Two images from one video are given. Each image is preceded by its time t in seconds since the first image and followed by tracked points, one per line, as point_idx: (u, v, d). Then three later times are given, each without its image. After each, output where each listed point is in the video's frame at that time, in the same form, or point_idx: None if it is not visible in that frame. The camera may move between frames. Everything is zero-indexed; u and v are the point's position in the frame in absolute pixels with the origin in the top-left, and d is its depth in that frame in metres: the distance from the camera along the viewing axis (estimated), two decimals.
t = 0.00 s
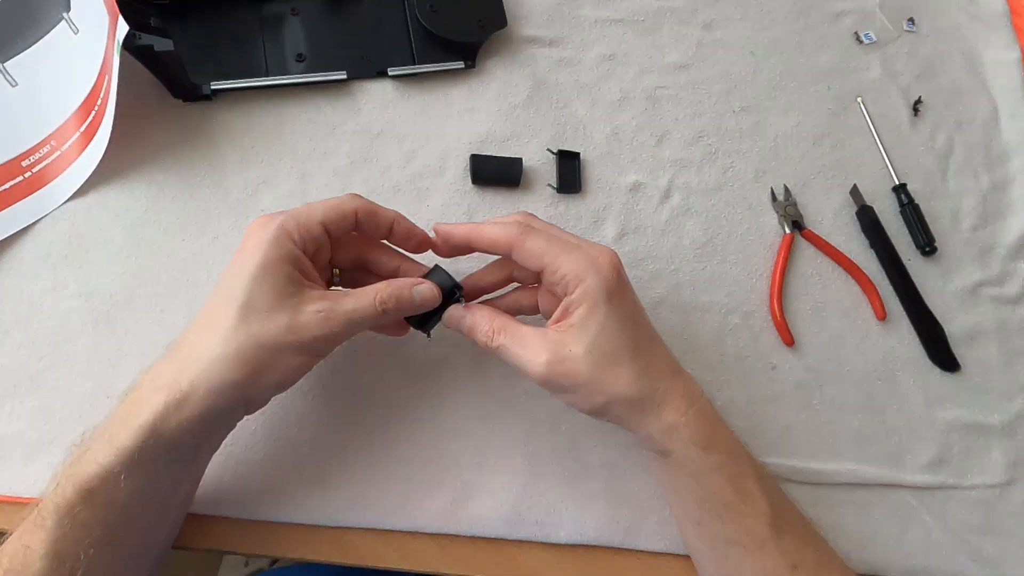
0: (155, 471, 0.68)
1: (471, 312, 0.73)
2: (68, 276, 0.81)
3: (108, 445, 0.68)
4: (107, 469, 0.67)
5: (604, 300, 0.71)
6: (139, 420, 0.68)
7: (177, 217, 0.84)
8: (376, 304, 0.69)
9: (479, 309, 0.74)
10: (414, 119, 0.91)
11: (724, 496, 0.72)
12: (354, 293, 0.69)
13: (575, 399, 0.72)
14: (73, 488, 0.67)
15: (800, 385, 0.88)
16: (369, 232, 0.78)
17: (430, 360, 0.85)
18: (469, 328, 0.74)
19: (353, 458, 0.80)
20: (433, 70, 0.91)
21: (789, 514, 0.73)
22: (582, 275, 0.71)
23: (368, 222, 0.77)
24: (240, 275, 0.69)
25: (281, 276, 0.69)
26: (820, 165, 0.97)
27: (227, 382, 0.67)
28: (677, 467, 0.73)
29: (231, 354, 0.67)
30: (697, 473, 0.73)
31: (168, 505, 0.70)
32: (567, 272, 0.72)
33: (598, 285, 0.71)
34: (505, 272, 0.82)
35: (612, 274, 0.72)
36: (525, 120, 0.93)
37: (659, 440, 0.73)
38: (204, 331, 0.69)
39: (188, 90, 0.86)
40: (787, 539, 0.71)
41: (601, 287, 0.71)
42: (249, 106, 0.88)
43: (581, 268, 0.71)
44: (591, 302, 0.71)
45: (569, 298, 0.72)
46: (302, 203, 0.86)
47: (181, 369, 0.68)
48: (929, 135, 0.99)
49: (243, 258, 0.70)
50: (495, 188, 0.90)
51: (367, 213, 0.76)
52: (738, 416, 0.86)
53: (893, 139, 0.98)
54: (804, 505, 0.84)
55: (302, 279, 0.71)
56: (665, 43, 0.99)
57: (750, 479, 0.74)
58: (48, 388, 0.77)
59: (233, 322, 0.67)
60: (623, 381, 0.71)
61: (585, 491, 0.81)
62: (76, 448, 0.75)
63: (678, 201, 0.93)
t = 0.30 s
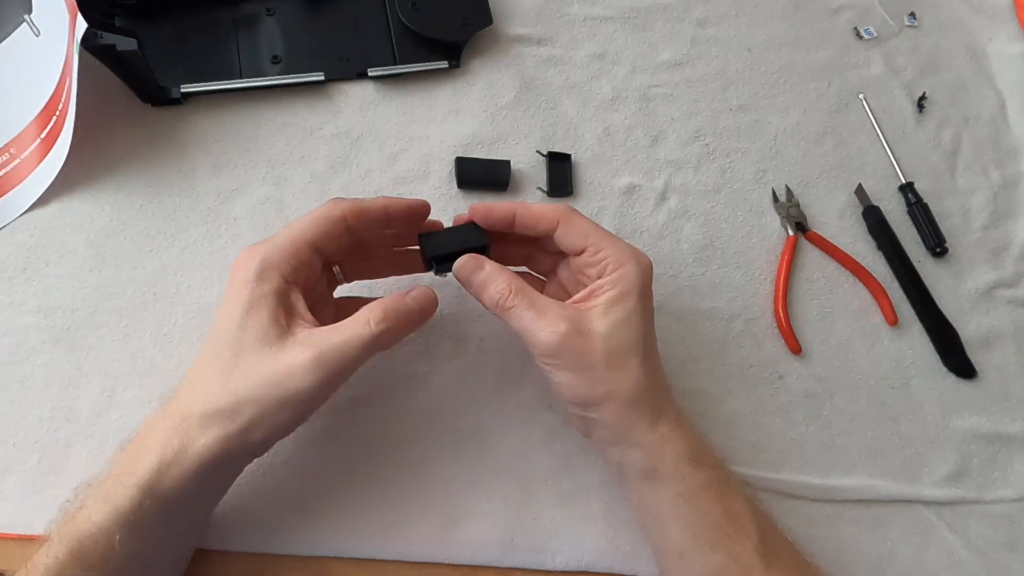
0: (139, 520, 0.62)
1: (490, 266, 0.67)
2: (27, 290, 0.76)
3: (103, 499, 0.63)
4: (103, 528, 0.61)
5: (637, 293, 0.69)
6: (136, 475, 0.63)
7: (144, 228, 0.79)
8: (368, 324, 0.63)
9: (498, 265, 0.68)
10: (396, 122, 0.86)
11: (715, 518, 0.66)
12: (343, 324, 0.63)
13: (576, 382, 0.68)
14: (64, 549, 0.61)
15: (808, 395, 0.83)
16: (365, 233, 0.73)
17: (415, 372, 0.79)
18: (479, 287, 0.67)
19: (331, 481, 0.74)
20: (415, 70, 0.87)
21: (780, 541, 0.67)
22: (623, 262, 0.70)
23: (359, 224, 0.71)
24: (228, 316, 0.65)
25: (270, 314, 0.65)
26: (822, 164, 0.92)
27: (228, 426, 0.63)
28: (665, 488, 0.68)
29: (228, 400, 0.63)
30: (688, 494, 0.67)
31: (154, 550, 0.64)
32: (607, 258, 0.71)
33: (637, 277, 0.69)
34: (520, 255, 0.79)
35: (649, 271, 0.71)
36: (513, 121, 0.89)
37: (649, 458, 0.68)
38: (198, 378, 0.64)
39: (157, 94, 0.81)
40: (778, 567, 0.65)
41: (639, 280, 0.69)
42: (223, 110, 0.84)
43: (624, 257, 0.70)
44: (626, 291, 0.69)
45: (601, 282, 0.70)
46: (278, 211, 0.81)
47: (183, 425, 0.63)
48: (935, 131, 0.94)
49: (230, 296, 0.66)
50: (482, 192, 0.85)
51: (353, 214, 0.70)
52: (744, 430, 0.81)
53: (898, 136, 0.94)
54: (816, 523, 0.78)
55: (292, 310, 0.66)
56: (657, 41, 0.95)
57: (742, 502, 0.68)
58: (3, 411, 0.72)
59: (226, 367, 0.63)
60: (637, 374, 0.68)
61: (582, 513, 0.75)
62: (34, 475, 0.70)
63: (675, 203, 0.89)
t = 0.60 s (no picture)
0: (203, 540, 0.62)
1: (498, 263, 0.67)
2: (27, 290, 0.76)
3: (179, 523, 0.63)
4: (184, 555, 0.62)
5: (640, 302, 0.68)
6: (217, 503, 0.63)
7: (145, 228, 0.79)
8: (415, 317, 0.65)
9: (503, 264, 0.68)
10: (397, 122, 0.86)
11: (710, 528, 0.66)
12: (390, 323, 0.66)
13: (571, 385, 0.67)
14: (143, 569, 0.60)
15: (810, 394, 0.83)
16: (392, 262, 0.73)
17: (418, 372, 0.79)
18: (485, 283, 0.67)
19: (333, 481, 0.74)
20: (415, 69, 0.87)
21: (775, 550, 0.67)
22: (627, 271, 0.68)
23: (392, 254, 0.71)
24: (277, 346, 0.65)
25: (321, 341, 0.65)
26: (823, 163, 0.92)
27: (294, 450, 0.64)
28: (661, 496, 0.68)
29: (298, 427, 0.64)
30: (682, 503, 0.67)
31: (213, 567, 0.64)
32: (611, 265, 0.69)
33: (640, 286, 0.68)
34: (523, 252, 0.78)
35: (652, 280, 0.70)
36: (514, 121, 0.89)
37: (645, 468, 0.68)
38: (257, 406, 0.65)
39: (156, 93, 0.81)
40: None
41: (642, 289, 0.68)
42: (224, 111, 0.84)
43: (627, 265, 0.69)
44: (628, 298, 0.67)
45: (604, 290, 0.68)
46: (279, 211, 0.81)
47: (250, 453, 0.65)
48: (935, 129, 0.94)
49: (274, 325, 0.66)
50: (483, 192, 0.85)
51: (390, 246, 0.71)
52: (746, 428, 0.81)
53: (898, 134, 0.94)
54: (819, 522, 0.78)
55: (338, 333, 0.67)
56: (657, 40, 0.95)
57: (738, 511, 0.68)
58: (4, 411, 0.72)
59: (286, 396, 0.64)
60: (634, 383, 0.67)
61: (585, 512, 0.75)
62: (34, 476, 0.70)
63: (676, 202, 0.89)
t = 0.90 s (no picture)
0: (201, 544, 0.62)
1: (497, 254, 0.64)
2: (14, 292, 0.75)
3: (175, 530, 0.62)
4: (181, 559, 0.61)
5: (636, 291, 0.67)
6: (220, 513, 0.63)
7: (134, 227, 0.78)
8: (426, 335, 0.67)
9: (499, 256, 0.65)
10: (388, 118, 0.85)
11: (708, 524, 0.65)
12: (402, 339, 0.67)
13: (574, 376, 0.65)
14: None
15: (808, 390, 0.82)
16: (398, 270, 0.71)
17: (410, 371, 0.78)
18: (482, 274, 0.64)
19: (324, 480, 0.73)
20: (406, 64, 0.86)
21: (773, 547, 0.67)
22: (621, 260, 0.68)
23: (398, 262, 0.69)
24: (283, 356, 0.63)
25: (330, 354, 0.64)
26: (820, 156, 0.91)
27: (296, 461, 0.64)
28: (659, 492, 0.67)
29: (304, 439, 0.63)
30: (680, 499, 0.66)
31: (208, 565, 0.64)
32: (604, 255, 0.69)
33: (634, 275, 0.68)
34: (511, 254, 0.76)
35: (645, 270, 0.70)
36: (506, 116, 0.87)
37: (643, 462, 0.67)
38: (259, 415, 0.63)
39: (143, 91, 0.80)
40: None
41: (637, 278, 0.68)
42: (212, 108, 0.83)
43: (623, 254, 0.69)
44: (626, 287, 0.67)
45: (600, 279, 0.68)
46: (269, 209, 0.80)
47: (249, 460, 0.63)
48: (934, 120, 0.93)
49: (278, 331, 0.63)
50: (476, 188, 0.84)
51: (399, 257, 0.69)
52: (744, 425, 0.80)
53: (896, 126, 0.93)
54: (818, 519, 0.77)
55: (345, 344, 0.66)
56: (652, 32, 0.94)
57: (736, 507, 0.67)
58: None
59: (296, 409, 0.63)
60: (635, 372, 0.66)
61: (581, 512, 0.74)
62: (22, 480, 0.69)
63: (671, 197, 0.87)
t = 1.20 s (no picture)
0: (141, 455, 0.64)
1: (486, 256, 0.68)
2: (22, 282, 0.75)
3: (122, 440, 0.65)
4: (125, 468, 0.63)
5: (631, 278, 0.68)
6: (156, 418, 0.65)
7: (142, 217, 0.78)
8: (393, 284, 0.65)
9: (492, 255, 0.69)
10: (393, 107, 0.85)
11: (717, 508, 0.66)
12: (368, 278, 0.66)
13: (569, 367, 0.67)
14: (83, 489, 0.63)
15: (814, 377, 0.82)
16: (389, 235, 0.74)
17: (417, 360, 0.78)
18: (476, 275, 0.68)
19: (331, 465, 0.74)
20: (411, 54, 0.86)
21: (783, 530, 0.67)
22: (614, 250, 0.69)
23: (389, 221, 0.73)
24: (253, 267, 0.66)
25: (295, 270, 0.66)
26: (825, 143, 0.91)
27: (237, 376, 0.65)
28: (666, 477, 0.67)
29: (247, 347, 0.65)
30: (689, 483, 0.67)
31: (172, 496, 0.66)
32: (597, 248, 0.69)
33: (628, 262, 0.68)
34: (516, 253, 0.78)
35: (642, 255, 0.70)
36: (511, 105, 0.87)
37: (652, 449, 0.68)
38: (217, 325, 0.66)
39: (148, 82, 0.80)
40: (779, 561, 0.64)
41: (632, 265, 0.68)
42: (217, 99, 0.83)
43: (614, 244, 0.69)
44: (618, 276, 0.67)
45: (594, 271, 0.69)
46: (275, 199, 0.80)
47: (197, 368, 0.66)
48: (940, 107, 0.93)
49: (258, 246, 0.67)
50: (481, 177, 0.84)
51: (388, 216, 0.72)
52: (750, 412, 0.80)
53: (902, 113, 0.93)
54: (824, 506, 0.78)
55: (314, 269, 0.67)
56: (657, 21, 0.94)
57: (745, 491, 0.68)
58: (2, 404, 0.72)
59: (249, 317, 0.65)
60: (630, 359, 0.66)
61: (588, 499, 0.75)
62: (33, 469, 0.70)
63: (677, 185, 0.88)
